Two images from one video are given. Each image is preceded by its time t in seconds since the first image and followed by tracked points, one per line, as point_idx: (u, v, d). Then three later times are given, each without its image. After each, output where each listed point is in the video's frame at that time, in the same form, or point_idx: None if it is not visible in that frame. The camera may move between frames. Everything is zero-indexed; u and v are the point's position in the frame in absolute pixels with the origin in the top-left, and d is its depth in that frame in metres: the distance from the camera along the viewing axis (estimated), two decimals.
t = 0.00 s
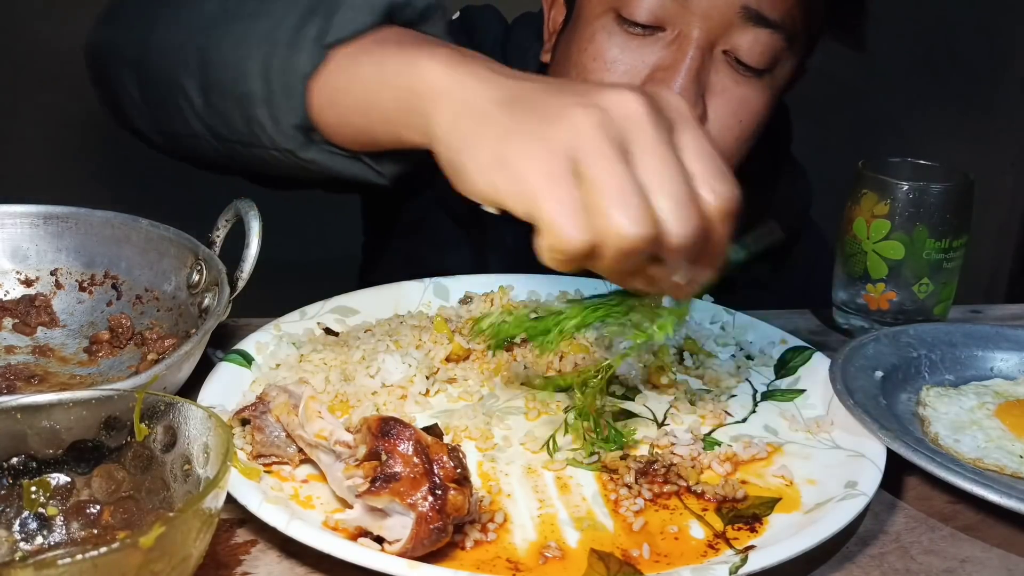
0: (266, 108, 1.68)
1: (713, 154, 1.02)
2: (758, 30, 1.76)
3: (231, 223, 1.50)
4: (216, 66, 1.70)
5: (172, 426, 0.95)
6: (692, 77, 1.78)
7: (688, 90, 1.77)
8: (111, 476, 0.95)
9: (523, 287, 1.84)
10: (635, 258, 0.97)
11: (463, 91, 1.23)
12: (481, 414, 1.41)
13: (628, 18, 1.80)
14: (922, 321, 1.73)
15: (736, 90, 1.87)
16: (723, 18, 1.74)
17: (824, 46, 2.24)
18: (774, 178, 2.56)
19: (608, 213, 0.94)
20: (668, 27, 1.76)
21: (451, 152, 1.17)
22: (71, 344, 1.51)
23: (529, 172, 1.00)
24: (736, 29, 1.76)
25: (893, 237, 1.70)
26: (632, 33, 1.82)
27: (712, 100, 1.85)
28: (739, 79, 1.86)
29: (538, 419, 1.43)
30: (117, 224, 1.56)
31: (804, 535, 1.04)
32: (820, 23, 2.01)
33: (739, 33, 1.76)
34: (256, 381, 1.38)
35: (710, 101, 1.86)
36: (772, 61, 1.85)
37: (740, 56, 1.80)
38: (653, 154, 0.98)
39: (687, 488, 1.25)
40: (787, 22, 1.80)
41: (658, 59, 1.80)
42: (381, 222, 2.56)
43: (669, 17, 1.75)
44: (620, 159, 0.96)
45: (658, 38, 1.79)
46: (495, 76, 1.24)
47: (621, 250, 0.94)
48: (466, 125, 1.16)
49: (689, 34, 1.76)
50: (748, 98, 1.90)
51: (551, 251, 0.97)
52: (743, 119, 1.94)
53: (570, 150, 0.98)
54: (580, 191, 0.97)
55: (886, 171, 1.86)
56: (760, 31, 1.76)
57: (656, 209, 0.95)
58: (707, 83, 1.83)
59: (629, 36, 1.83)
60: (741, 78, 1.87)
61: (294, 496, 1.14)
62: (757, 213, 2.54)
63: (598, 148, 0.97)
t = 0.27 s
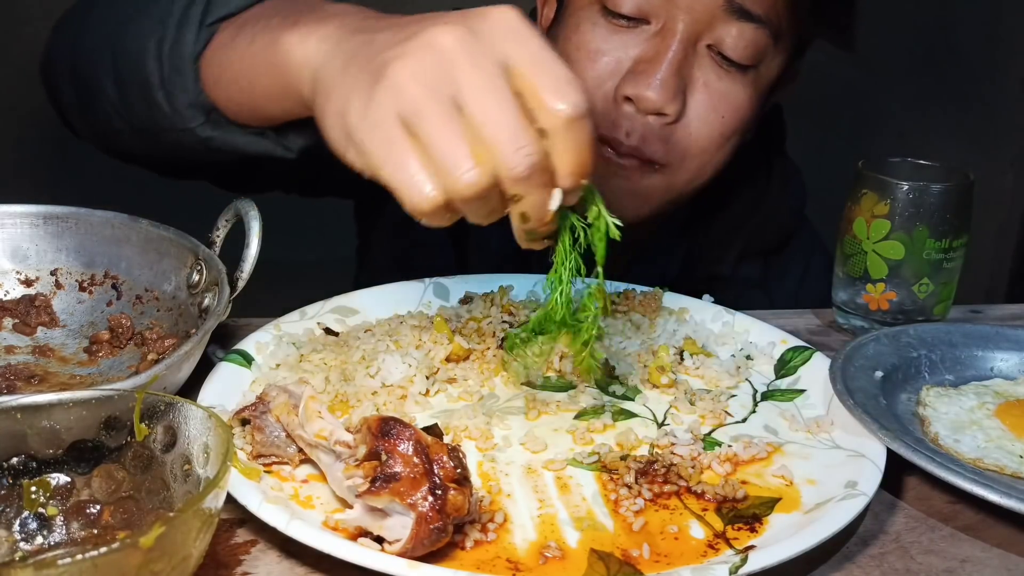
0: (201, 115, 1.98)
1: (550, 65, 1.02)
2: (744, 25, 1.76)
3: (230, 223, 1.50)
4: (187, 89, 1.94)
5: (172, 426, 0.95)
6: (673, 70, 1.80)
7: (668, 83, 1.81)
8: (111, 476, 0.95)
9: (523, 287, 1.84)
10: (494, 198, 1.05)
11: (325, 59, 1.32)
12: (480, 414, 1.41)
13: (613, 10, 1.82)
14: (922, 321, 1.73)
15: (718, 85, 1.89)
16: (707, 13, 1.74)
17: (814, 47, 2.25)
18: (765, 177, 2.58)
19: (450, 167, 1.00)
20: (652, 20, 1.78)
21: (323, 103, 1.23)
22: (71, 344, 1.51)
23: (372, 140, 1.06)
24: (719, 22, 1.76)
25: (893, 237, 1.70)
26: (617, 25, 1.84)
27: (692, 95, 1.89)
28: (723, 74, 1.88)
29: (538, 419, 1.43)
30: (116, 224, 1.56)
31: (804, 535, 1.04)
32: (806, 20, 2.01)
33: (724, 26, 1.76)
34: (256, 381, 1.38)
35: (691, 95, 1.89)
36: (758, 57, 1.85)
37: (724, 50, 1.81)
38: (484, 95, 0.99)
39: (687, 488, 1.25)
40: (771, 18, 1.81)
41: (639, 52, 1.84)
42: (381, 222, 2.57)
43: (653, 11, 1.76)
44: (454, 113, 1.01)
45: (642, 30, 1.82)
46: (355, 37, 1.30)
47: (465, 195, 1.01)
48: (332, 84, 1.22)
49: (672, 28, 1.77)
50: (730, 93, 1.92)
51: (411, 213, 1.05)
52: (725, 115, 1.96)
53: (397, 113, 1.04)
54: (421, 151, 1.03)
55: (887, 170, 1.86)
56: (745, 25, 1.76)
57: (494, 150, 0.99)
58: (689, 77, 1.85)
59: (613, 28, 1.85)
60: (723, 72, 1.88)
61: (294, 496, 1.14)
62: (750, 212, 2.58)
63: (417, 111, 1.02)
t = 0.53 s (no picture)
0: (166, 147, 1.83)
1: (460, 46, 0.96)
2: (730, 20, 1.79)
3: (231, 223, 1.50)
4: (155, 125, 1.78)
5: (172, 426, 0.95)
6: (663, 62, 1.80)
7: (657, 76, 1.80)
8: (111, 476, 0.95)
9: (523, 286, 1.84)
10: (425, 202, 0.98)
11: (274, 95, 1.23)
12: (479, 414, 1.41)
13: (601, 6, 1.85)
14: (922, 321, 1.73)
15: (707, 80, 1.89)
16: (694, 7, 1.77)
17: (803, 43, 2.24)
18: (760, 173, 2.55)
19: (367, 171, 0.97)
20: (640, 15, 1.81)
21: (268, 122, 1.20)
22: (71, 344, 1.51)
23: (302, 167, 1.06)
24: (706, 17, 1.79)
25: (893, 237, 1.70)
26: (605, 21, 1.87)
27: (681, 89, 1.88)
28: (711, 69, 1.89)
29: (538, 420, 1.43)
30: (116, 224, 1.56)
31: (804, 536, 1.04)
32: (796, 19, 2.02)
33: (710, 21, 1.79)
34: (256, 381, 1.38)
35: (680, 89, 1.88)
36: (744, 52, 1.87)
37: (711, 45, 1.82)
38: (387, 93, 0.94)
39: (688, 489, 1.25)
40: (758, 13, 1.83)
41: (627, 46, 1.85)
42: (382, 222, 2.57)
43: (641, 6, 1.79)
44: (364, 116, 0.97)
45: (630, 25, 1.84)
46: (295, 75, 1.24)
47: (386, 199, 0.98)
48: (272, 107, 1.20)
49: (661, 22, 1.79)
50: (719, 87, 1.92)
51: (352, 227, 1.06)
52: (715, 108, 1.95)
53: (314, 130, 1.01)
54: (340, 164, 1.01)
55: (886, 171, 1.86)
56: (731, 20, 1.79)
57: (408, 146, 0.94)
58: (678, 71, 1.85)
59: (601, 24, 1.88)
60: (712, 67, 1.89)
61: (294, 496, 1.14)
62: (745, 208, 2.50)
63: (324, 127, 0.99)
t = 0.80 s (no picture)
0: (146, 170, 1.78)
1: (449, 166, 0.96)
2: (734, 23, 1.78)
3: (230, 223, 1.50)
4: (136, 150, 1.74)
5: (172, 426, 0.96)
6: (665, 67, 1.82)
7: (659, 81, 1.82)
8: (110, 476, 0.95)
9: (524, 284, 1.84)
10: (352, 278, 0.94)
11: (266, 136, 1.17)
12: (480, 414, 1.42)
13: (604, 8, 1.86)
14: (922, 321, 1.73)
15: (712, 83, 1.89)
16: (697, 10, 1.76)
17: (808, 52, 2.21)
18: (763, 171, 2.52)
19: (307, 228, 0.92)
20: (644, 17, 1.81)
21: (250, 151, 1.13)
22: (71, 345, 1.51)
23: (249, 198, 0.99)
24: (710, 20, 1.78)
25: (893, 237, 1.70)
26: (609, 23, 1.88)
27: (685, 93, 1.89)
28: (715, 72, 1.89)
29: (538, 420, 1.43)
30: (116, 224, 1.56)
31: (804, 536, 1.04)
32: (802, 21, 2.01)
33: (714, 24, 1.79)
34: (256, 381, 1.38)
35: (684, 93, 1.89)
36: (750, 55, 1.86)
37: (715, 48, 1.82)
38: (367, 176, 0.91)
39: (687, 489, 1.25)
40: (764, 16, 1.82)
41: (630, 49, 1.86)
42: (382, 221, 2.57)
43: (645, 8, 1.80)
44: (330, 181, 0.93)
45: (634, 27, 1.84)
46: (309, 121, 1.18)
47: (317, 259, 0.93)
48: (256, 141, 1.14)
49: (664, 25, 1.79)
50: (725, 91, 1.92)
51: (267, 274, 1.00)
52: (720, 112, 1.94)
53: (280, 174, 0.95)
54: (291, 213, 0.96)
55: (886, 171, 1.86)
56: (735, 24, 1.78)
57: (359, 227, 0.91)
58: (681, 75, 1.86)
59: (606, 26, 1.88)
60: (716, 70, 1.89)
61: (294, 496, 1.14)
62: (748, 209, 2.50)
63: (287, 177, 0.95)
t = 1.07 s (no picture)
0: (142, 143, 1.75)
1: (404, 219, 0.99)
2: (735, 24, 1.78)
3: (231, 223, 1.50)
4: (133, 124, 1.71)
5: (172, 426, 0.96)
6: (665, 66, 1.81)
7: (659, 80, 1.81)
8: (111, 476, 0.95)
9: (524, 284, 1.84)
10: (270, 258, 0.94)
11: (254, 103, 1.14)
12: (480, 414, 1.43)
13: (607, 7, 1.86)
14: (922, 321, 1.73)
15: (712, 84, 1.89)
16: (698, 10, 1.76)
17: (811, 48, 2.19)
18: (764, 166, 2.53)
19: (248, 196, 0.92)
20: (645, 16, 1.81)
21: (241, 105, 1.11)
22: (71, 344, 1.51)
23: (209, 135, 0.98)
24: (711, 20, 1.78)
25: (893, 237, 1.69)
26: (610, 22, 1.88)
27: (685, 93, 1.88)
28: (715, 73, 1.88)
29: (537, 419, 1.43)
30: (116, 224, 1.56)
31: (804, 536, 1.04)
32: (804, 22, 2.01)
33: (715, 25, 1.79)
34: (257, 381, 1.38)
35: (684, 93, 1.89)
36: (750, 56, 1.86)
37: (715, 49, 1.82)
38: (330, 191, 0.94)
39: (687, 489, 1.25)
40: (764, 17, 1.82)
41: (631, 49, 1.86)
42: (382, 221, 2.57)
43: (646, 7, 1.79)
44: (292, 170, 0.94)
45: (635, 27, 1.84)
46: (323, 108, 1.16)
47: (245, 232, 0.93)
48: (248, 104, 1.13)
49: (664, 24, 1.79)
50: (725, 91, 1.91)
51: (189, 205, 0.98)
52: (719, 113, 1.94)
53: (255, 138, 0.96)
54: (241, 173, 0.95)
55: (886, 171, 1.86)
56: (736, 24, 1.78)
57: (297, 228, 0.93)
58: (682, 75, 1.85)
59: (607, 25, 1.88)
60: (716, 71, 1.88)
61: (294, 496, 1.14)
62: (750, 209, 2.50)
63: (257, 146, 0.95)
